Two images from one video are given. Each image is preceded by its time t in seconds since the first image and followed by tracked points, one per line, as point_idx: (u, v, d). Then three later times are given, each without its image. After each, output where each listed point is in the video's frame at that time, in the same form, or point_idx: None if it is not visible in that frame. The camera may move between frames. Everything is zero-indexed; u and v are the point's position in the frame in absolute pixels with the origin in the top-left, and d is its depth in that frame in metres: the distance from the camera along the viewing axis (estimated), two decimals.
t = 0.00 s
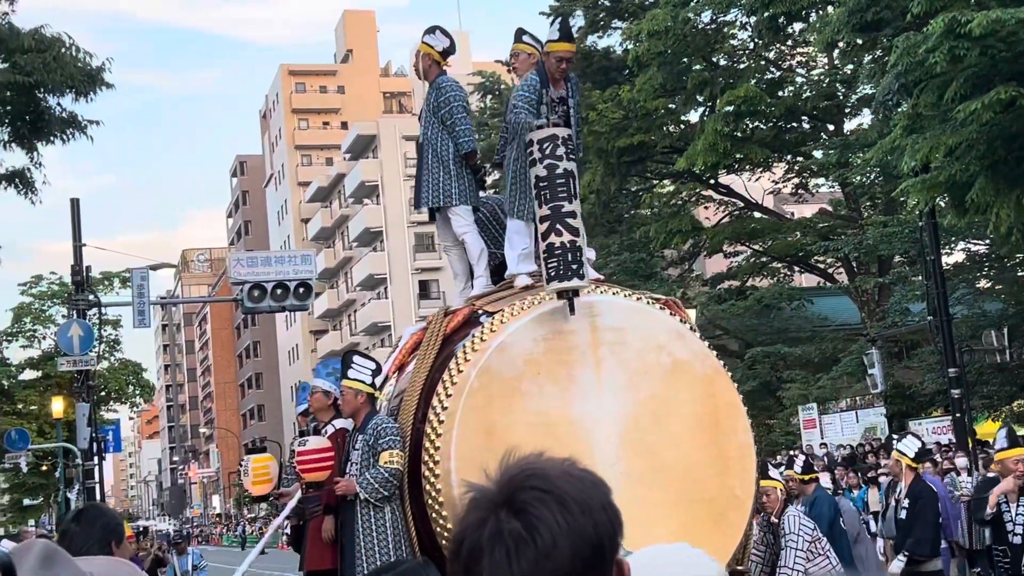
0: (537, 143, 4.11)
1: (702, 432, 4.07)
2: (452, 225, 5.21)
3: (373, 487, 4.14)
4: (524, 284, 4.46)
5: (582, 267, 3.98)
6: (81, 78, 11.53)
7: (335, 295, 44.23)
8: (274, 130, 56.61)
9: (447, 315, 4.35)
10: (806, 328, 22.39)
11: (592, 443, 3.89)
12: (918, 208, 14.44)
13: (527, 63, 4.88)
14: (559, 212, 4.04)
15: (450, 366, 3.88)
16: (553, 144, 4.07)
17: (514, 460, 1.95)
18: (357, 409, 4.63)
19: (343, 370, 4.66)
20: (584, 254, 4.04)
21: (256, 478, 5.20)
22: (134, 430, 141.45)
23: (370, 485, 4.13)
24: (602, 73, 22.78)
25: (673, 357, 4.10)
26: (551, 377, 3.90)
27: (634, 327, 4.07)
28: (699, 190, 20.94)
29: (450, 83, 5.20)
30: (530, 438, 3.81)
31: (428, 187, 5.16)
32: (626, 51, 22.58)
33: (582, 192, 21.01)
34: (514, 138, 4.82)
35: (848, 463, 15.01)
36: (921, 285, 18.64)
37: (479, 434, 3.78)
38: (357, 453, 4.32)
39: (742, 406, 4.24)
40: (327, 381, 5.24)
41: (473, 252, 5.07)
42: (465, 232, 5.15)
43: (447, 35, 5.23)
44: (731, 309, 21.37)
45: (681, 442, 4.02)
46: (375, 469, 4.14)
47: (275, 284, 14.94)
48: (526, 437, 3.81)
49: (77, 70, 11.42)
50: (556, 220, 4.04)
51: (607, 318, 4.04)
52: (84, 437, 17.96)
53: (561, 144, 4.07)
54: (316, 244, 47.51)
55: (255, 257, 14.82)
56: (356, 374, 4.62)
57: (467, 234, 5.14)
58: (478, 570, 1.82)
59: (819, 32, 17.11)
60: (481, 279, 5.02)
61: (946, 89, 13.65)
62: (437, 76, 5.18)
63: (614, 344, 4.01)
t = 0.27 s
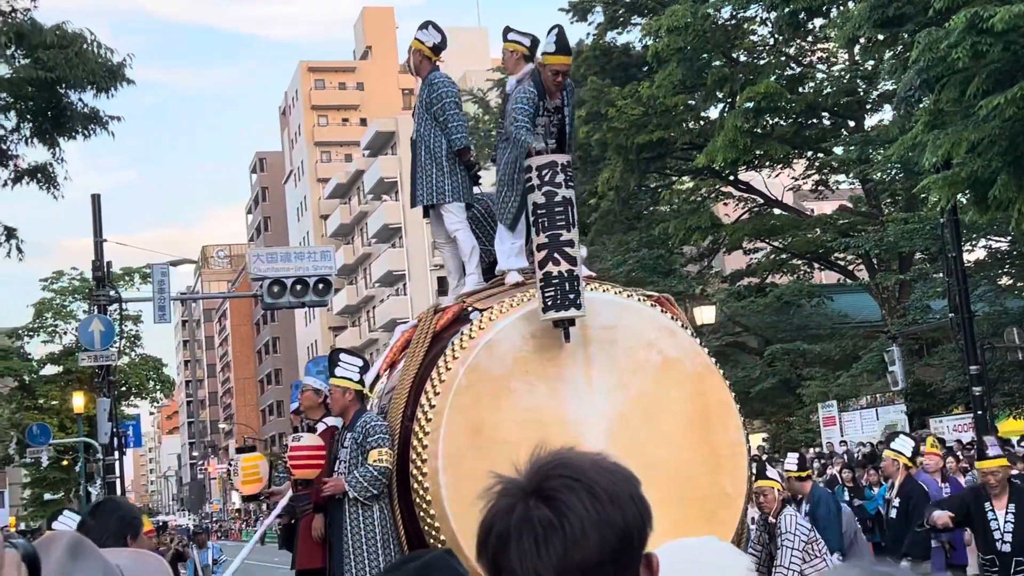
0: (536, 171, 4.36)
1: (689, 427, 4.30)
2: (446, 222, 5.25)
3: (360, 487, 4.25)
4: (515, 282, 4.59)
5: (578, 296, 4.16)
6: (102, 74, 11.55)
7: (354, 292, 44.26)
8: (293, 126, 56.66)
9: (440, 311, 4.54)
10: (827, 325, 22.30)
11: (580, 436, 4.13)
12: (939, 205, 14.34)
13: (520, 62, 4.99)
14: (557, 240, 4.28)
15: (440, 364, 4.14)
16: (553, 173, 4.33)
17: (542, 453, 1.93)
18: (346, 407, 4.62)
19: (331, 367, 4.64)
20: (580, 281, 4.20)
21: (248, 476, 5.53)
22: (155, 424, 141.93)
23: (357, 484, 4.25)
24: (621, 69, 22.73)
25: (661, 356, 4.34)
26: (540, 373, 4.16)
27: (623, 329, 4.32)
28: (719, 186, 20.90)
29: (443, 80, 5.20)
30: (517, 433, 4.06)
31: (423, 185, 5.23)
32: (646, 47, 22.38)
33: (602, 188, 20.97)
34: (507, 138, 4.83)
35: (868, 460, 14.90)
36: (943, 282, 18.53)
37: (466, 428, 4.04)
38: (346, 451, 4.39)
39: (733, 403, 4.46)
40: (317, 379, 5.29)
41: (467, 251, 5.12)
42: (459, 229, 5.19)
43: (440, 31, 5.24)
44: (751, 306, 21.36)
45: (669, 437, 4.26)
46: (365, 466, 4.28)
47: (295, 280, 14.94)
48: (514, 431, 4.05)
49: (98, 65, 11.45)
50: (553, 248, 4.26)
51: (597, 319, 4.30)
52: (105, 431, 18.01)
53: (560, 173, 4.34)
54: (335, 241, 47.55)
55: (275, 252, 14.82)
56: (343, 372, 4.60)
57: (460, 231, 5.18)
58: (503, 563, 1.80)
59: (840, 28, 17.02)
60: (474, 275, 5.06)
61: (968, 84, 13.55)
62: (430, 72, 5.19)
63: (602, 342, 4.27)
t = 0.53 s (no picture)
0: (529, 193, 4.24)
1: (679, 427, 4.28)
2: (434, 220, 5.23)
3: (350, 487, 4.27)
4: (504, 281, 4.56)
5: (567, 321, 4.06)
6: (126, 72, 11.49)
7: (376, 289, 44.31)
8: (315, 124, 56.76)
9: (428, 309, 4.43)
10: (850, 323, 22.18)
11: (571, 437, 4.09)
12: (964, 202, 14.21)
13: (511, 60, 5.12)
14: (547, 263, 4.15)
15: (427, 363, 4.06)
16: (545, 195, 4.20)
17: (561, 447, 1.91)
18: (333, 406, 4.65)
19: (320, 368, 4.69)
20: (570, 306, 4.10)
21: (237, 478, 5.36)
22: (179, 420, 142.57)
23: (348, 484, 4.26)
24: (643, 67, 22.66)
25: (651, 355, 4.30)
26: (529, 373, 4.10)
27: (613, 328, 4.27)
28: (742, 184, 20.81)
29: (435, 78, 5.20)
30: (505, 434, 4.01)
31: (413, 182, 5.21)
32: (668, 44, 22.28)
33: (625, 184, 20.94)
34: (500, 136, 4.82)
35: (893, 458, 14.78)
36: (967, 279, 18.40)
37: (456, 429, 3.98)
38: (333, 451, 4.37)
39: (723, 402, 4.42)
40: (307, 380, 5.35)
41: (458, 248, 5.10)
42: (448, 227, 5.17)
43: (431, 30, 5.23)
44: (773, 304, 21.36)
45: (658, 437, 4.24)
46: (354, 466, 4.28)
47: (317, 277, 14.95)
48: (503, 433, 4.01)
49: (122, 63, 11.42)
50: (543, 272, 4.14)
51: (587, 319, 4.25)
52: (127, 428, 18.07)
53: (553, 196, 4.21)
54: (357, 239, 47.60)
55: (297, 250, 14.82)
56: (331, 373, 4.65)
57: (449, 229, 5.16)
58: (523, 559, 1.77)
59: (864, 24, 16.88)
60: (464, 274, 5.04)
61: (993, 81, 13.43)
62: (422, 69, 5.22)
63: (592, 343, 4.22)
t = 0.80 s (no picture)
0: (521, 204, 4.21)
1: (672, 427, 4.31)
2: (428, 219, 5.21)
3: (338, 489, 4.29)
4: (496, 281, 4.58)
5: (557, 333, 4.08)
6: (152, 71, 11.55)
7: (401, 287, 44.37)
8: (340, 123, 56.88)
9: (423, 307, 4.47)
10: (876, 320, 22.06)
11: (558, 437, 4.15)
12: (991, 199, 14.09)
13: (507, 58, 5.10)
14: (538, 274, 4.15)
15: (419, 363, 4.12)
16: (537, 207, 4.18)
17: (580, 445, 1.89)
18: (325, 407, 4.68)
19: (312, 368, 4.71)
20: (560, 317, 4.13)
21: (230, 479, 5.39)
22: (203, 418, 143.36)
23: (336, 485, 4.29)
24: (668, 64, 22.60)
25: (645, 355, 4.33)
26: (518, 374, 4.16)
27: (606, 328, 4.31)
28: (766, 181, 20.71)
29: (428, 78, 5.20)
30: (494, 434, 4.09)
31: (406, 181, 5.19)
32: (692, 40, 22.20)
33: (649, 182, 20.95)
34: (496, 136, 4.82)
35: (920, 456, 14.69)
36: (995, 275, 18.27)
37: (444, 430, 4.05)
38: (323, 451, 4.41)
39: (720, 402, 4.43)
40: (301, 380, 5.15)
41: (451, 247, 5.09)
42: (442, 226, 5.15)
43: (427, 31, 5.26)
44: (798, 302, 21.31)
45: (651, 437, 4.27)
46: (342, 467, 4.30)
47: (342, 275, 14.99)
48: (490, 433, 4.08)
49: (148, 62, 11.46)
50: (534, 283, 4.14)
51: (580, 319, 4.29)
52: (154, 427, 18.16)
53: (545, 207, 4.19)
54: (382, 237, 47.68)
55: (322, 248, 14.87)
56: (322, 373, 4.67)
57: (443, 228, 5.15)
58: (542, 557, 1.75)
59: (889, 20, 16.78)
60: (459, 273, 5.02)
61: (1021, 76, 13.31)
62: (416, 68, 5.23)
63: (584, 343, 4.27)
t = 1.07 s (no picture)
0: (516, 211, 4.19)
1: (671, 427, 4.28)
2: (428, 223, 5.18)
3: (335, 492, 4.29)
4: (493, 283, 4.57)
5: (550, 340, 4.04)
6: (183, 72, 11.66)
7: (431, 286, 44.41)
8: (368, 122, 56.98)
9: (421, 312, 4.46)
10: (907, 317, 21.90)
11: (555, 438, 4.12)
12: None
13: (503, 59, 5.19)
14: (531, 281, 4.12)
15: (415, 366, 4.10)
16: (533, 214, 4.16)
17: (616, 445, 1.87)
18: (323, 410, 4.68)
19: (308, 372, 4.72)
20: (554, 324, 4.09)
21: (229, 481, 5.48)
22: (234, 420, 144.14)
23: (334, 488, 4.28)
24: (697, 61, 22.52)
25: (643, 357, 4.31)
26: (515, 375, 4.13)
27: (602, 330, 4.30)
28: (796, 177, 20.58)
29: (426, 79, 5.15)
30: (490, 436, 4.06)
31: (406, 185, 5.16)
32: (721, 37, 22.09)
33: (678, 179, 21.01)
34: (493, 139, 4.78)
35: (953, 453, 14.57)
36: None
37: (441, 432, 4.03)
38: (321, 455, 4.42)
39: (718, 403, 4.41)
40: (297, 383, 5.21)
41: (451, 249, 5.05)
42: (442, 229, 5.12)
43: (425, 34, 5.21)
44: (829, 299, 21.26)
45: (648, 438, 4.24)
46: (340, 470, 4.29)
47: (371, 274, 14.91)
48: (487, 435, 4.05)
49: (180, 63, 11.57)
50: (527, 290, 4.10)
51: (576, 321, 4.28)
52: (186, 425, 18.27)
53: (541, 215, 4.16)
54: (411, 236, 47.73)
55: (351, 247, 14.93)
56: (319, 377, 4.68)
57: (443, 231, 5.11)
58: (586, 559, 1.74)
59: (921, 15, 16.64)
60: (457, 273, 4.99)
61: None
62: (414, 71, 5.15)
63: (581, 345, 4.25)
